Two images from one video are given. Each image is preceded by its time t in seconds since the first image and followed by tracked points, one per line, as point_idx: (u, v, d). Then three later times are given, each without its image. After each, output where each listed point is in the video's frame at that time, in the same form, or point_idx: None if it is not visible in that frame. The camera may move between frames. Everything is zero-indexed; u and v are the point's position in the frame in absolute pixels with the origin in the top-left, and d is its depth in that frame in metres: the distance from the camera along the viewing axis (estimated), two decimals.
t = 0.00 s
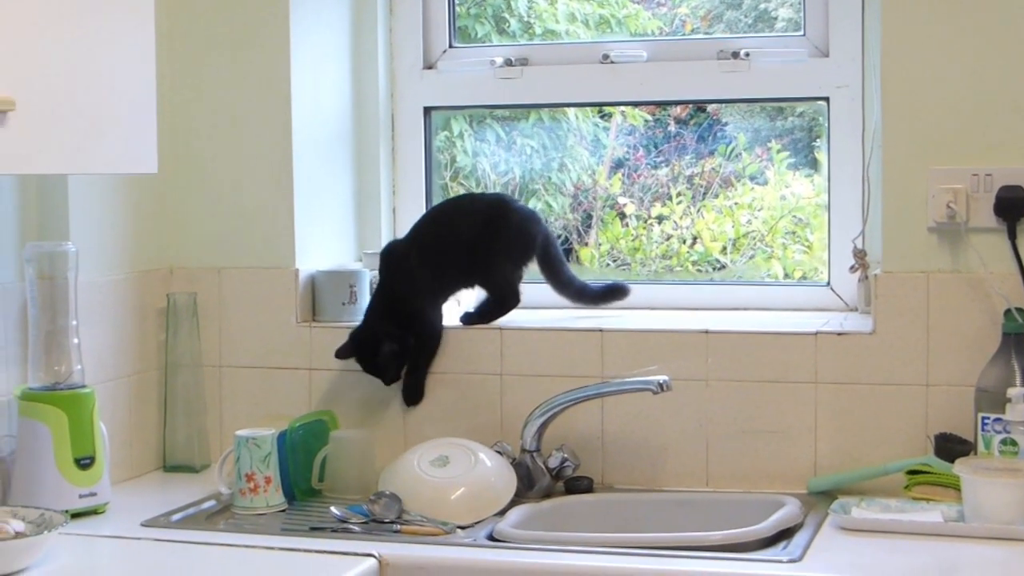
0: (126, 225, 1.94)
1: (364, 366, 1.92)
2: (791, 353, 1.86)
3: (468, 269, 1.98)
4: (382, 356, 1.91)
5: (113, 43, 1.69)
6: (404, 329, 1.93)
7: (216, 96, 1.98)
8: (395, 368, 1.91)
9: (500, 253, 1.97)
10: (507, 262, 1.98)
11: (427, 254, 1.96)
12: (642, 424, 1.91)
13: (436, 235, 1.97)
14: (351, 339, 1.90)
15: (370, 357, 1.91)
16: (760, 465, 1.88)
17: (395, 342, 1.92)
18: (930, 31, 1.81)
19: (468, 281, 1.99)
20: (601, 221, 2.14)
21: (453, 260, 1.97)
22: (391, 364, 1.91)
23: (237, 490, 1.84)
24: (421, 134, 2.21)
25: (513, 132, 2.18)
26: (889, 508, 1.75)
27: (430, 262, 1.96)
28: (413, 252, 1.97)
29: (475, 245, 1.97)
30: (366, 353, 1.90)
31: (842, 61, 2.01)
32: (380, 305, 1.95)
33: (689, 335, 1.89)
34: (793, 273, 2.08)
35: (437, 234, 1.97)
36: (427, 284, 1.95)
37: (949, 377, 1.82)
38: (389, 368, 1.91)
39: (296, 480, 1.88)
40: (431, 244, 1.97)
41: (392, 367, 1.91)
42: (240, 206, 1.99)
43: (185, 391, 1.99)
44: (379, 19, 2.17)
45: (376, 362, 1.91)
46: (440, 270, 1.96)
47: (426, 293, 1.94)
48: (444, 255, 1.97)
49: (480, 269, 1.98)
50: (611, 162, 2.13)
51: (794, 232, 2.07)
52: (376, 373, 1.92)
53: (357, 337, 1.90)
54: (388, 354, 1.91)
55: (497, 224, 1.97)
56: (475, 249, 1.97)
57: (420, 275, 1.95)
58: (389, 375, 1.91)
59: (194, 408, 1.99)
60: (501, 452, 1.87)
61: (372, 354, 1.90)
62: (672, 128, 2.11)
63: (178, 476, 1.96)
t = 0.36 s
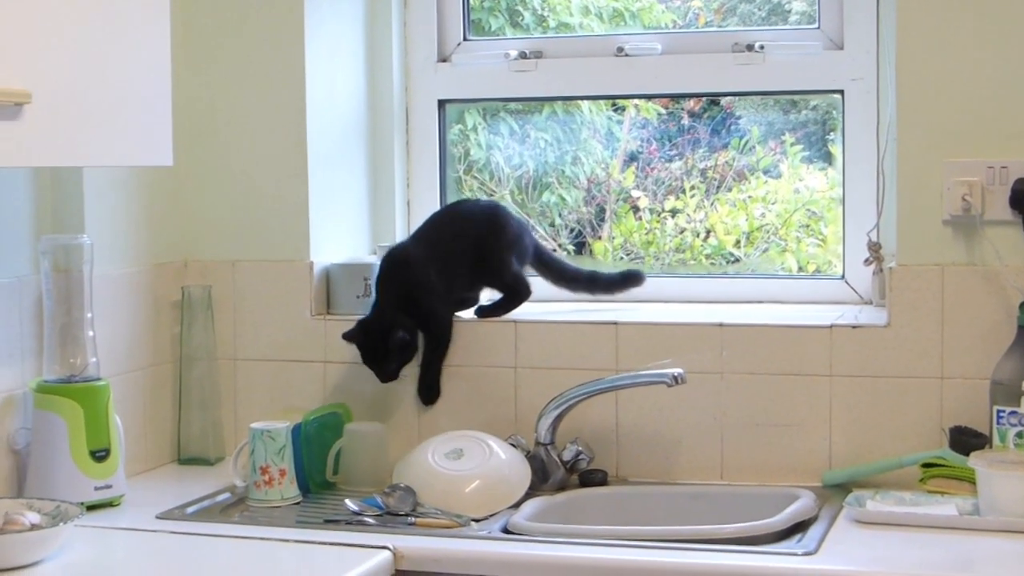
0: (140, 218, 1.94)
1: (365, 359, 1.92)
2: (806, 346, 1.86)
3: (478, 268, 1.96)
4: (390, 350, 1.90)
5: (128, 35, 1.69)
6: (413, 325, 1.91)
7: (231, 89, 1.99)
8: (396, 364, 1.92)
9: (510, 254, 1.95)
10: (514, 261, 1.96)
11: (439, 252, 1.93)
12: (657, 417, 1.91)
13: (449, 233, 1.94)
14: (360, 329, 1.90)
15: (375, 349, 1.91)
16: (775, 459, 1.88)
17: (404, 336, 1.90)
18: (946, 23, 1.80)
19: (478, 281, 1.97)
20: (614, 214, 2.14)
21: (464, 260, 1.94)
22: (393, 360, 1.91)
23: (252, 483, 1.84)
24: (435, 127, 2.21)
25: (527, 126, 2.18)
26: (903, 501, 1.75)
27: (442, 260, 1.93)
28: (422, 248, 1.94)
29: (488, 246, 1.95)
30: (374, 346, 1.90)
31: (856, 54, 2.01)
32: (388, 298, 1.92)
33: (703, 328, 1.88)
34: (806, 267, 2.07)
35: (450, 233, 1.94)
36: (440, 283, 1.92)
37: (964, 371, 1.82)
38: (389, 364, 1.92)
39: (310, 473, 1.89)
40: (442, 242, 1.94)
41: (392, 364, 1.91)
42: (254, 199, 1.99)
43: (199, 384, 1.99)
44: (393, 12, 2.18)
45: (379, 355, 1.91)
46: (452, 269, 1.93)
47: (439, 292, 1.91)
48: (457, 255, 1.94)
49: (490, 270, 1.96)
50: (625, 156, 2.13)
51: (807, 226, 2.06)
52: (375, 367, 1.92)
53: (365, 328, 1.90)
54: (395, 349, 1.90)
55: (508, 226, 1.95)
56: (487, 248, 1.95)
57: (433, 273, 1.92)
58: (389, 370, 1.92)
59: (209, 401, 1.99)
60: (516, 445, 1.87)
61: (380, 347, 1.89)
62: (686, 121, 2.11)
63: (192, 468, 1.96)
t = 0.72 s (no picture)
0: (153, 211, 1.95)
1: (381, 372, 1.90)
2: (820, 339, 1.86)
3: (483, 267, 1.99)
4: (408, 359, 1.88)
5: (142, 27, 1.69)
6: (428, 333, 1.91)
7: (244, 83, 1.99)
8: (412, 375, 1.91)
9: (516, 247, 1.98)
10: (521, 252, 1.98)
11: (444, 255, 1.96)
12: (671, 410, 1.91)
13: (452, 234, 1.97)
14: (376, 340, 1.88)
15: (391, 360, 1.89)
16: (789, 452, 1.88)
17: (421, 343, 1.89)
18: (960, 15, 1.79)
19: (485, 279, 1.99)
20: (627, 208, 2.14)
21: (469, 261, 1.97)
22: (411, 370, 1.89)
23: (265, 475, 1.84)
24: (449, 120, 2.21)
25: (540, 119, 2.18)
26: (917, 494, 1.75)
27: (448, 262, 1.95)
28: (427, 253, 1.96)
29: (493, 242, 1.98)
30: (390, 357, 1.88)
31: (870, 47, 2.01)
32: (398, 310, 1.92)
33: (717, 321, 1.88)
34: (819, 260, 2.07)
35: (454, 233, 1.97)
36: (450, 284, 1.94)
37: (978, 364, 1.81)
38: (405, 375, 1.90)
39: (323, 466, 1.89)
40: (447, 245, 1.97)
41: (409, 374, 1.90)
42: (268, 191, 2.00)
43: (212, 376, 2.00)
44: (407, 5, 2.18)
45: (395, 366, 1.89)
46: (458, 269, 1.96)
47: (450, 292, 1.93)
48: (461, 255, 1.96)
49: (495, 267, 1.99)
50: (638, 150, 2.13)
51: (820, 219, 2.06)
52: (391, 380, 1.91)
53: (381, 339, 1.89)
54: (414, 358, 1.88)
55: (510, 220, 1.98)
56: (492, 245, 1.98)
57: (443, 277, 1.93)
58: (406, 382, 1.90)
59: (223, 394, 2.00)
60: (529, 438, 1.87)
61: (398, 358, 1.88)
62: (699, 115, 2.10)
63: (206, 461, 1.97)
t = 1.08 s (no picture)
0: (165, 200, 1.95)
1: (388, 368, 1.92)
2: (832, 329, 1.86)
3: (496, 265, 1.98)
4: (413, 357, 1.89)
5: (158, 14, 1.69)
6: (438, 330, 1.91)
7: (257, 72, 2.00)
8: (416, 373, 1.91)
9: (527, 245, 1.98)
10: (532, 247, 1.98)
11: (456, 253, 1.96)
12: (682, 400, 1.91)
13: (465, 232, 1.98)
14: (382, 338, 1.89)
15: (397, 358, 1.90)
16: (800, 442, 1.88)
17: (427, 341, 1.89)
18: (974, 4, 1.79)
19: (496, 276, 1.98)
20: (638, 198, 2.14)
21: (481, 260, 1.97)
22: (415, 369, 1.90)
23: (277, 464, 1.84)
24: (461, 110, 2.21)
25: (551, 110, 2.19)
26: (929, 483, 1.74)
27: (459, 261, 1.95)
28: (439, 252, 1.97)
29: (504, 240, 1.98)
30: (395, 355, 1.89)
31: (882, 37, 2.01)
32: (409, 308, 1.93)
33: (728, 310, 1.88)
34: (831, 251, 2.07)
35: (465, 232, 1.97)
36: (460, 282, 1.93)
37: (990, 354, 1.81)
38: (409, 373, 1.91)
39: (335, 454, 1.90)
40: (459, 243, 1.97)
41: (413, 373, 1.91)
42: (280, 181, 2.00)
43: (224, 365, 2.00)
44: None
45: (401, 364, 1.90)
46: (469, 268, 1.95)
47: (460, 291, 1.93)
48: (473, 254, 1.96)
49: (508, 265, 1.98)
50: (649, 140, 2.13)
51: (832, 210, 2.06)
52: (396, 377, 1.92)
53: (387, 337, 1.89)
54: (418, 357, 1.89)
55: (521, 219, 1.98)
56: (504, 244, 1.98)
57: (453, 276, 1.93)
58: (409, 379, 1.91)
59: (235, 383, 2.00)
60: (541, 427, 1.88)
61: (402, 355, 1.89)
62: (710, 106, 2.11)
63: (218, 450, 1.97)
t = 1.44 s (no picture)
0: (176, 191, 1.96)
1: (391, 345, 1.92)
2: (843, 320, 1.86)
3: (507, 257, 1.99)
4: (415, 336, 1.89)
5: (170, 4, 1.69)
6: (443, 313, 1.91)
7: (268, 63, 2.00)
8: (417, 353, 1.91)
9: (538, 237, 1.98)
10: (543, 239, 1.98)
11: (467, 242, 1.96)
12: (693, 391, 1.92)
13: (478, 222, 1.98)
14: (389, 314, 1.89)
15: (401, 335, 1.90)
16: (811, 433, 1.88)
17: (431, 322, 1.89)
18: None
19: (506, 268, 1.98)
20: (648, 189, 2.14)
21: (493, 250, 1.97)
22: (417, 348, 1.90)
23: (289, 455, 1.85)
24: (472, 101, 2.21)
25: (561, 101, 2.18)
26: (940, 474, 1.74)
27: (469, 249, 1.95)
28: (452, 239, 1.97)
29: (516, 231, 1.98)
30: (399, 333, 1.89)
31: (894, 28, 2.01)
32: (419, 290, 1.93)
33: (739, 301, 1.88)
34: (841, 243, 2.07)
35: (478, 221, 1.97)
36: (470, 270, 1.93)
37: (1001, 345, 1.80)
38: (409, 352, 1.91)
39: (346, 445, 1.90)
40: (471, 232, 1.97)
41: (414, 351, 1.91)
42: (292, 172, 2.01)
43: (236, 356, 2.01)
44: None
45: (403, 342, 1.90)
46: (481, 257, 1.95)
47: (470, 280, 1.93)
48: (484, 244, 1.96)
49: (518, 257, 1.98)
50: (659, 132, 2.13)
51: (842, 201, 2.06)
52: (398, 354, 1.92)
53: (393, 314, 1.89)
54: (420, 336, 1.89)
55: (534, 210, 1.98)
56: (516, 235, 1.98)
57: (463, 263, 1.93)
58: (409, 357, 1.91)
59: (246, 373, 2.01)
60: (551, 418, 1.88)
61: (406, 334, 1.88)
62: (720, 98, 2.10)
63: (229, 440, 1.98)
